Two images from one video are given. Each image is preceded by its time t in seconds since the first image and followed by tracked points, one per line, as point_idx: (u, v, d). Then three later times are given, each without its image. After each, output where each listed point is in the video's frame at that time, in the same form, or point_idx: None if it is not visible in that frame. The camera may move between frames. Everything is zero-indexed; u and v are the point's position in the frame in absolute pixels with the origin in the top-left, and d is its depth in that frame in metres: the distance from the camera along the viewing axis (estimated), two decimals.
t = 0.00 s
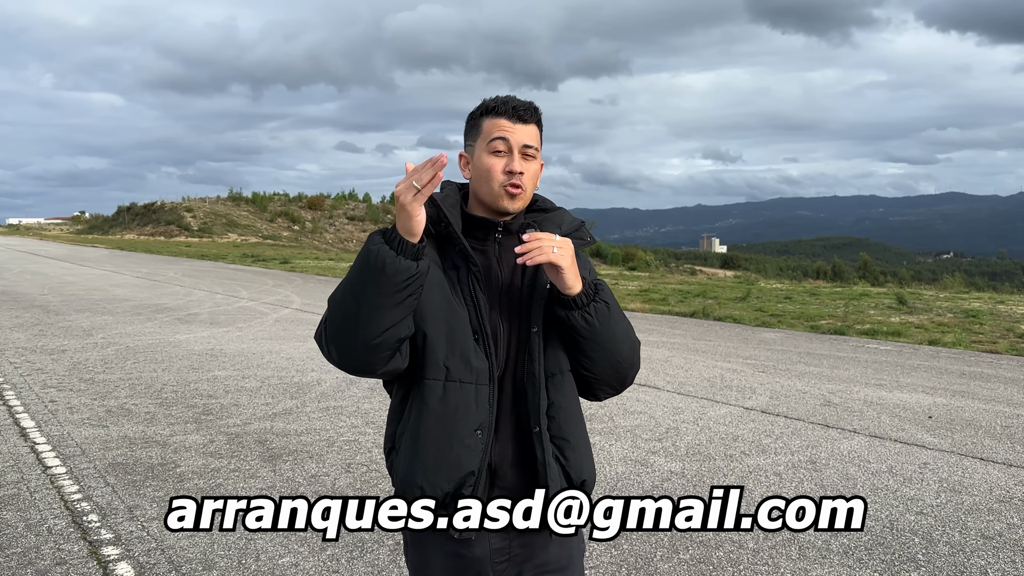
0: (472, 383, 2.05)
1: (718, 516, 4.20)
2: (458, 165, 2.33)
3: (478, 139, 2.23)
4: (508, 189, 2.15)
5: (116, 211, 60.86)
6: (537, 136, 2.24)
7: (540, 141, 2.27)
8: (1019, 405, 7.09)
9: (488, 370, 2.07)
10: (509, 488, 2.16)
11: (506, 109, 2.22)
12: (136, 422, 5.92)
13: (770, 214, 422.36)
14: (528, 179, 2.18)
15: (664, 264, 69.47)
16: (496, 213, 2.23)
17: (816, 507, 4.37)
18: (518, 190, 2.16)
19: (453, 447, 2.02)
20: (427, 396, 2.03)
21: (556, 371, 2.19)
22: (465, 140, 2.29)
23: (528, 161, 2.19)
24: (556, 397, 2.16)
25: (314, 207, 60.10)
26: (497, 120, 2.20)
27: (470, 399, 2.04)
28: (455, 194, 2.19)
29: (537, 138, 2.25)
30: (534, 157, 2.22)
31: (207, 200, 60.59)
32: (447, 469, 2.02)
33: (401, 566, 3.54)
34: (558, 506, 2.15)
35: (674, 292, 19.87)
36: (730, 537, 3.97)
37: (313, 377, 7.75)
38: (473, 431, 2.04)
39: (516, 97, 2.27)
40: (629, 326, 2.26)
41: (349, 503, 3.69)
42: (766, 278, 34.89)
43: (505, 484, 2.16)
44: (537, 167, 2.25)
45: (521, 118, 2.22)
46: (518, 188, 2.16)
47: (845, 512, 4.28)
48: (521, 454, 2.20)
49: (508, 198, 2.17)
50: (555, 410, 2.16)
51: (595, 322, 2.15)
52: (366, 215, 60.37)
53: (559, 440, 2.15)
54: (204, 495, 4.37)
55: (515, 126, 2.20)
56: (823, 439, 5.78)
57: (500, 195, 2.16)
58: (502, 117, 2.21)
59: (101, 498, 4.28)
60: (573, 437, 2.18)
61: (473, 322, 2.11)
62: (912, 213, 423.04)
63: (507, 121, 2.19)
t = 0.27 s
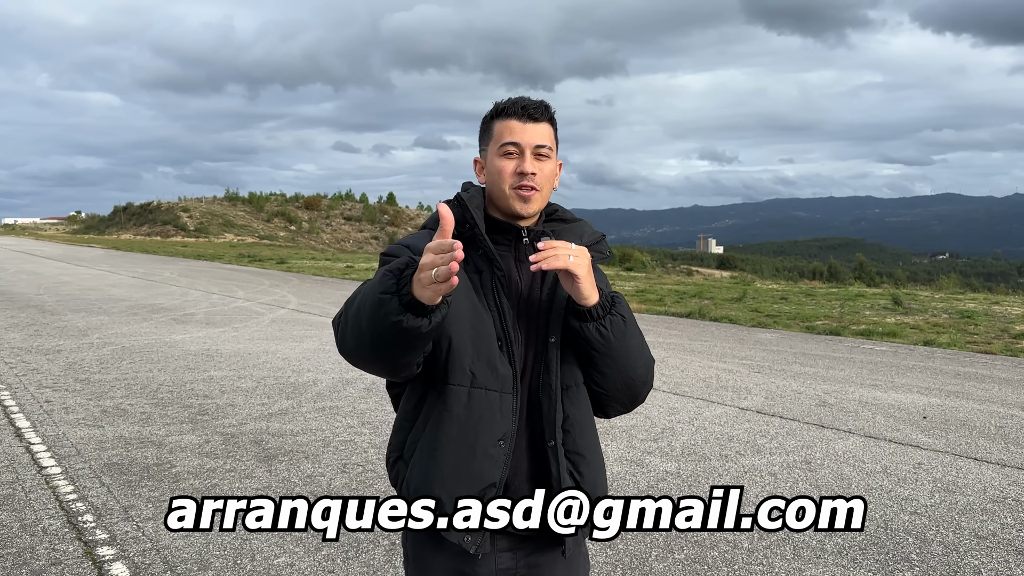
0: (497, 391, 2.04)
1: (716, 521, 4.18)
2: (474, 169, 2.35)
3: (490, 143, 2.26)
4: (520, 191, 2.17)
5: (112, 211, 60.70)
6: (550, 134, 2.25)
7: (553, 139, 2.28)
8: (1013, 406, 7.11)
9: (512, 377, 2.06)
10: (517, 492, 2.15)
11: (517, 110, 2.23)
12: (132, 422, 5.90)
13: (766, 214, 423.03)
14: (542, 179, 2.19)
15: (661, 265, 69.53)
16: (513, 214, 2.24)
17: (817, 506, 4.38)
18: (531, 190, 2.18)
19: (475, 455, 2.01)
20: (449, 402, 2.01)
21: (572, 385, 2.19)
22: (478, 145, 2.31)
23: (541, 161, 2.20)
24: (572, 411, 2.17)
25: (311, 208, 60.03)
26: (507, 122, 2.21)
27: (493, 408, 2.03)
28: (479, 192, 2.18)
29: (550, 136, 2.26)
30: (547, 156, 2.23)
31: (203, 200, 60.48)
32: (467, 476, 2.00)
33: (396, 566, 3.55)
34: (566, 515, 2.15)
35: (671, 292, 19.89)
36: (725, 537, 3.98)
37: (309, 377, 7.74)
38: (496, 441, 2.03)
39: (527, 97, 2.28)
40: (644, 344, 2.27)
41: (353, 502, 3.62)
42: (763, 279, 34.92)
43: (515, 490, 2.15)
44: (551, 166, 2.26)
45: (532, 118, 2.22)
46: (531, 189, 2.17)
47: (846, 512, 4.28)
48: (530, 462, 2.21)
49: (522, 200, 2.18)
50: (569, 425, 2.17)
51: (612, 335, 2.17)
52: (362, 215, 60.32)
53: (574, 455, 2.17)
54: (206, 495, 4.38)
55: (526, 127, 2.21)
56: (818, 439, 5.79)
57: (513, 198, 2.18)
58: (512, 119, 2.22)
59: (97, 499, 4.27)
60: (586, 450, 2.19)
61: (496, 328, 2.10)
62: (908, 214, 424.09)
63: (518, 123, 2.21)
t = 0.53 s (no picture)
0: (499, 396, 2.03)
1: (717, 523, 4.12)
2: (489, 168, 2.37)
3: (503, 139, 2.26)
4: (533, 189, 2.18)
5: (107, 212, 60.50)
6: (564, 127, 2.22)
7: (568, 131, 2.26)
8: (1006, 407, 7.13)
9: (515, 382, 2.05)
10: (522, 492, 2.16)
11: (528, 105, 2.22)
12: (126, 424, 5.88)
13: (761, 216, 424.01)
14: (555, 175, 2.19)
15: (656, 266, 69.63)
16: (528, 213, 2.25)
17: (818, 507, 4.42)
18: (544, 187, 2.18)
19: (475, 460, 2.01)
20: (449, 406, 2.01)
21: (583, 390, 2.17)
22: (493, 141, 2.33)
23: (553, 156, 2.19)
24: (582, 419, 2.15)
25: (306, 209, 59.97)
26: (518, 118, 2.21)
27: (495, 413, 2.03)
28: (496, 192, 2.19)
29: (565, 128, 2.23)
30: (562, 149, 2.21)
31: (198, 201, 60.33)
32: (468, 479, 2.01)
33: (390, 568, 3.54)
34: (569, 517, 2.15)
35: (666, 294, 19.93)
36: (719, 538, 3.98)
37: (304, 379, 7.73)
38: (500, 447, 2.03)
39: (540, 90, 2.26)
40: (665, 346, 2.16)
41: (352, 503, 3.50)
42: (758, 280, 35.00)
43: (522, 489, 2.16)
44: (568, 160, 2.24)
45: (543, 111, 2.21)
46: (544, 186, 2.18)
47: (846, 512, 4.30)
48: (537, 462, 2.21)
49: (537, 198, 2.19)
50: (579, 433, 2.16)
51: (626, 341, 2.05)
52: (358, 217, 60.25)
53: (583, 465, 2.16)
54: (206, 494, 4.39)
55: (537, 121, 2.20)
56: (811, 441, 5.81)
57: (526, 195, 2.19)
58: (522, 114, 2.21)
59: (90, 501, 4.25)
60: (595, 455, 2.17)
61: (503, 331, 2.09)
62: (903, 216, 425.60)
63: (529, 118, 2.20)
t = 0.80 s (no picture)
0: (464, 414, 2.09)
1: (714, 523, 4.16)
2: (497, 158, 2.37)
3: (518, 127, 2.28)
4: (543, 174, 2.17)
5: (101, 213, 60.34)
6: (580, 123, 2.25)
7: (583, 129, 2.28)
8: (999, 409, 7.16)
9: (483, 399, 2.09)
10: (514, 493, 2.16)
11: (549, 95, 2.24)
12: (121, 425, 5.86)
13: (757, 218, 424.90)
14: (566, 166, 2.19)
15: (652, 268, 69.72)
16: (533, 202, 2.23)
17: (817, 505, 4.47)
18: (552, 175, 2.17)
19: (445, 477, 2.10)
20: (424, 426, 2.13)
21: (585, 397, 2.10)
22: (506, 128, 2.33)
23: (567, 148, 2.20)
24: (581, 428, 2.09)
25: (302, 210, 59.90)
26: (537, 105, 2.23)
27: (461, 432, 2.09)
28: (480, 200, 2.29)
29: (581, 125, 2.25)
30: (576, 143, 2.22)
31: (193, 202, 60.20)
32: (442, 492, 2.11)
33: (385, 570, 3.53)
34: (571, 522, 2.09)
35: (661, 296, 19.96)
36: (713, 539, 3.99)
37: (299, 380, 7.71)
38: (464, 466, 2.09)
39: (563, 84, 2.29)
40: (670, 343, 2.04)
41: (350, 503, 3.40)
42: (753, 282, 35.07)
43: (516, 489, 2.17)
44: (579, 157, 2.24)
45: (563, 102, 2.23)
46: (553, 174, 2.17)
47: (846, 512, 4.34)
48: (538, 464, 2.21)
49: (544, 185, 2.18)
50: (580, 443, 2.10)
51: (622, 342, 1.97)
52: (353, 218, 60.21)
53: (585, 475, 2.10)
54: (206, 494, 4.40)
55: (555, 111, 2.22)
56: (806, 442, 5.82)
57: (534, 182, 2.19)
58: (542, 102, 2.23)
59: (85, 502, 4.24)
60: (598, 461, 2.10)
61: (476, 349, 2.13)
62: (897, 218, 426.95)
63: (547, 106, 2.22)
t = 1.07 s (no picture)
0: (421, 420, 2.26)
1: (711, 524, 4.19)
2: (482, 168, 2.38)
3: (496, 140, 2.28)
4: (526, 196, 2.19)
5: (99, 215, 60.27)
6: (558, 129, 2.22)
7: (564, 134, 2.25)
8: (995, 411, 7.17)
9: (434, 407, 2.25)
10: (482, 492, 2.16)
11: (523, 106, 2.22)
12: (118, 426, 5.86)
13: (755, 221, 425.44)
14: (548, 181, 2.19)
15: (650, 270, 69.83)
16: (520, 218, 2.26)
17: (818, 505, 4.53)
18: (536, 195, 2.19)
19: (405, 477, 2.29)
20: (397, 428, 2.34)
21: (563, 409, 2.04)
22: (487, 139, 2.33)
23: (547, 161, 2.19)
24: (557, 440, 2.03)
25: (299, 212, 59.89)
26: (512, 118, 2.21)
27: (417, 438, 2.26)
28: (459, 215, 2.42)
29: (559, 131, 2.22)
30: (556, 154, 2.20)
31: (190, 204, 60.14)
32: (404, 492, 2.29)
33: (382, 571, 3.53)
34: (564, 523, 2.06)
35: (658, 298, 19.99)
36: (710, 540, 3.99)
37: (297, 382, 7.71)
38: (414, 468, 2.27)
39: (539, 88, 2.25)
40: (648, 351, 1.95)
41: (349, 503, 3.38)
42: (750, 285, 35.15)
43: (496, 483, 2.15)
44: (562, 166, 2.23)
45: (538, 111, 2.20)
46: (536, 194, 2.19)
47: (846, 511, 4.39)
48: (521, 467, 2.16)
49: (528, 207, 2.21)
50: (556, 455, 2.04)
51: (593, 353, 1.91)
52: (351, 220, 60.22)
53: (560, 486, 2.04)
54: (207, 494, 4.42)
55: (531, 123, 2.20)
56: (802, 444, 5.83)
57: (517, 200, 2.21)
58: (515, 115, 2.21)
59: (83, 503, 4.23)
60: (577, 470, 2.04)
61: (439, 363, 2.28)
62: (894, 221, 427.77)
63: (523, 119, 2.20)
